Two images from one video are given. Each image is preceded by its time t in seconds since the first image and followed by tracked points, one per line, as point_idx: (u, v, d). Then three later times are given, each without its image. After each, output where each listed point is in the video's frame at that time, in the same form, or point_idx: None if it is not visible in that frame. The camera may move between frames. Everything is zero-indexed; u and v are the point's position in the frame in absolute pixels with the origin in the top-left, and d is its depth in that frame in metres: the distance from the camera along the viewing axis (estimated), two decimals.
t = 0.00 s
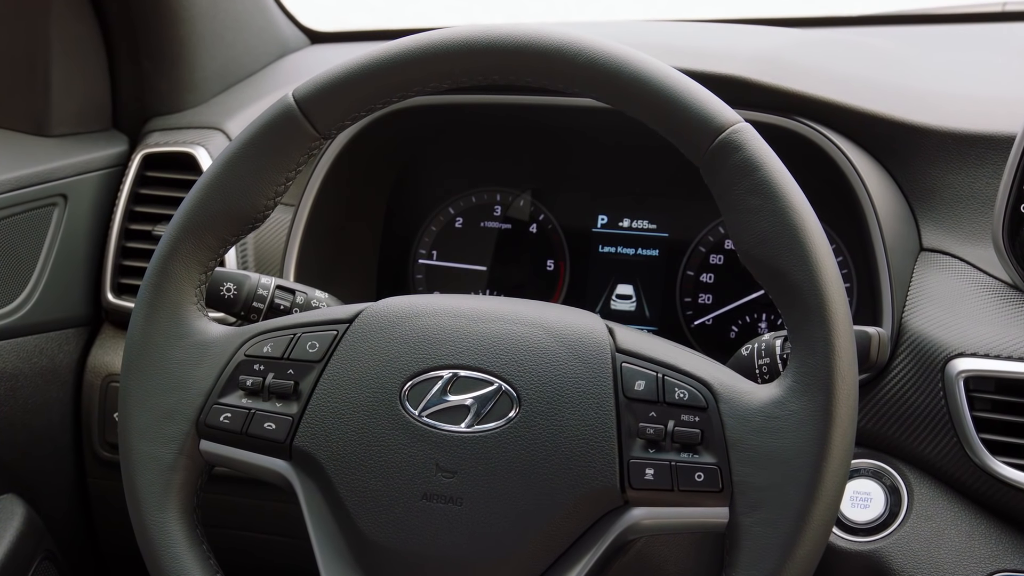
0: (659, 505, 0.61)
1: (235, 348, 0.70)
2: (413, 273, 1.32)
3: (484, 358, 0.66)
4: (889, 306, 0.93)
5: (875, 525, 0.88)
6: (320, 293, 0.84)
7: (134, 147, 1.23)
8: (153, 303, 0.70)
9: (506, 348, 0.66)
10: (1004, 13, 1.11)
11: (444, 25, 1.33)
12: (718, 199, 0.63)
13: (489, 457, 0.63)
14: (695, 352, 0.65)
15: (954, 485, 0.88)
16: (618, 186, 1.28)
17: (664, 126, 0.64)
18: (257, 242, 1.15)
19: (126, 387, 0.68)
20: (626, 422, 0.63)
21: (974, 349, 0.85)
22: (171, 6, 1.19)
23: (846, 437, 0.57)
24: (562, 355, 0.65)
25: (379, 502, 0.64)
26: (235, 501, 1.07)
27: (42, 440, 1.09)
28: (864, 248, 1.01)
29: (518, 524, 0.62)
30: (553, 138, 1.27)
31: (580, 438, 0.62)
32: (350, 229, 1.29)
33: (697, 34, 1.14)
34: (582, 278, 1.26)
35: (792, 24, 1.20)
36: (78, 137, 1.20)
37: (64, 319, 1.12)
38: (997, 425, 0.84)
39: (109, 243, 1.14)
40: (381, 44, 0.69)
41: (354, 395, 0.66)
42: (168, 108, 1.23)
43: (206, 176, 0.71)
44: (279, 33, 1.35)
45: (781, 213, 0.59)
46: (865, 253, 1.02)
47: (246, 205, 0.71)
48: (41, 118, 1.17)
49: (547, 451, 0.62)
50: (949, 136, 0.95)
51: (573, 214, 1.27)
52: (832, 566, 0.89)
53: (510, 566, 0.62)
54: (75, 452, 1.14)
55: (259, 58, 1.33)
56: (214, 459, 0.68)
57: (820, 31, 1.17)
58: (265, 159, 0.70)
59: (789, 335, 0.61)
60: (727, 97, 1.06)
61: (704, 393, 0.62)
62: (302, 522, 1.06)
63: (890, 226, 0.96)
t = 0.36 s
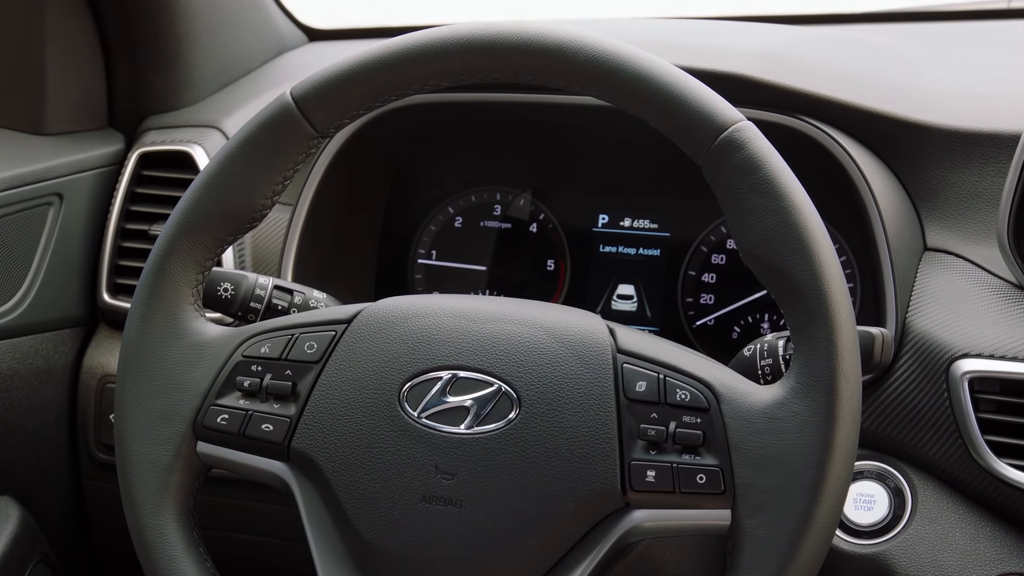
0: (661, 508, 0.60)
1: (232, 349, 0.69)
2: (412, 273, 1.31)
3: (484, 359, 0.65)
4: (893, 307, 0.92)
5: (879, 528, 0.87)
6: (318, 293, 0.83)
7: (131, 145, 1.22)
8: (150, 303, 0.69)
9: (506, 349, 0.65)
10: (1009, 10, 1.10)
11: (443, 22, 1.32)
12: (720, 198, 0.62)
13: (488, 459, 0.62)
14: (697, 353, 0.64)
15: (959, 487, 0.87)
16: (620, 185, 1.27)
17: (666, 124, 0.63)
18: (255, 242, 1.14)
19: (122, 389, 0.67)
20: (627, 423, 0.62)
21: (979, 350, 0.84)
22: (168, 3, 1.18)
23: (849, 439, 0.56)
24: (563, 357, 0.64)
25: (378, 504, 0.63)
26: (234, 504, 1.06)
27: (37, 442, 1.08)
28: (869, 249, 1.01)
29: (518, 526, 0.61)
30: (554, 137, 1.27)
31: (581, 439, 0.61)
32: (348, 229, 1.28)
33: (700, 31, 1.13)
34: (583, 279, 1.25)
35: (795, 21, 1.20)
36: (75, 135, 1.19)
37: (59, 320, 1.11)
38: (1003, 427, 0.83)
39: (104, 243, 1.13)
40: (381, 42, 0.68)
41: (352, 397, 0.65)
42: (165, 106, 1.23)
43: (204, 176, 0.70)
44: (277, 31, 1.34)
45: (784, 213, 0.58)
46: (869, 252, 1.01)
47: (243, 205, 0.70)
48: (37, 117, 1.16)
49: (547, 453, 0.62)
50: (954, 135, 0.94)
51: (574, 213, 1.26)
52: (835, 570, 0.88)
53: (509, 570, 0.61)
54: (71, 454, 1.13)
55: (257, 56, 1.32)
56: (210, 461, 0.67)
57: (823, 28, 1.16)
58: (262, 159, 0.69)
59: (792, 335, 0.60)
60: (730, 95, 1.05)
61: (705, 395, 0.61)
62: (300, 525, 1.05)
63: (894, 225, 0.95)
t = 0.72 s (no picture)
0: (662, 510, 0.59)
1: (229, 349, 0.68)
2: (411, 273, 1.30)
3: (485, 360, 0.64)
4: (896, 307, 0.91)
5: (883, 530, 0.86)
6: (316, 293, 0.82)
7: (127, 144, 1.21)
8: (146, 303, 0.68)
9: (507, 350, 0.64)
10: (1014, 8, 1.09)
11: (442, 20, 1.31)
12: (722, 197, 0.61)
13: (488, 461, 0.61)
14: (699, 353, 0.63)
15: (963, 489, 0.86)
16: (620, 184, 1.26)
17: (668, 123, 0.62)
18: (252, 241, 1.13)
19: (118, 390, 0.66)
20: (627, 425, 0.61)
21: (984, 351, 0.84)
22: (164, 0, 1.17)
23: (853, 440, 0.55)
24: (564, 358, 0.63)
25: (376, 507, 0.62)
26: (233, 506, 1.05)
27: (32, 444, 1.07)
28: (872, 248, 1.00)
29: (518, 529, 0.60)
30: (554, 135, 1.26)
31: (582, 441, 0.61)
32: (347, 228, 1.27)
33: (702, 29, 1.12)
34: (584, 279, 1.24)
35: (797, 19, 1.19)
36: (70, 134, 1.18)
37: (54, 321, 1.10)
38: (1007, 428, 0.82)
39: (100, 243, 1.12)
40: (380, 40, 0.68)
41: (350, 398, 0.64)
42: (162, 104, 1.22)
43: (200, 174, 0.69)
44: (275, 28, 1.33)
45: (788, 213, 0.57)
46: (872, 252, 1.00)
47: (240, 204, 0.69)
48: (32, 115, 1.15)
49: (548, 455, 0.61)
50: (958, 133, 0.93)
51: (574, 213, 1.26)
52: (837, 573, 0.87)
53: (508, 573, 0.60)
54: (66, 456, 1.12)
55: (254, 53, 1.31)
56: (207, 463, 0.66)
57: (825, 26, 1.15)
58: (259, 158, 0.68)
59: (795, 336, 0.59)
60: (733, 93, 1.04)
61: (707, 396, 0.60)
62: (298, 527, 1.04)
63: (897, 224, 0.95)
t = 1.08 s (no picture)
0: (664, 514, 0.58)
1: (225, 350, 0.67)
2: (409, 273, 1.29)
3: (485, 362, 0.63)
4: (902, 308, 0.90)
5: (887, 534, 0.85)
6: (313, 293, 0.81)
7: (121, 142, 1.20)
8: (141, 304, 0.67)
9: (508, 351, 0.63)
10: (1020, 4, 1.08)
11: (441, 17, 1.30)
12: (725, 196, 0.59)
13: (488, 464, 0.60)
14: (702, 354, 0.62)
15: (969, 492, 0.85)
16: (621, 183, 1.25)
17: (670, 121, 0.61)
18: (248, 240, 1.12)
19: (113, 391, 0.65)
20: (629, 426, 0.60)
21: (991, 352, 0.82)
22: None
23: (858, 443, 0.54)
24: (566, 359, 0.62)
25: (373, 510, 0.61)
26: (230, 509, 1.04)
27: (25, 446, 1.06)
28: (876, 247, 0.99)
29: (518, 533, 0.59)
30: (554, 133, 1.25)
31: (584, 443, 0.59)
32: (345, 227, 1.26)
33: (705, 26, 1.11)
34: (585, 279, 1.23)
35: (799, 16, 1.18)
36: (64, 132, 1.17)
37: (48, 321, 1.09)
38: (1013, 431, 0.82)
39: (94, 242, 1.11)
40: (378, 36, 0.66)
41: (347, 400, 0.63)
42: (157, 102, 1.21)
43: (196, 173, 0.68)
44: (272, 25, 1.32)
45: (794, 212, 0.56)
46: (876, 252, 0.99)
47: (236, 203, 0.68)
48: (26, 113, 1.14)
49: (550, 458, 0.59)
50: (964, 130, 0.92)
51: (575, 212, 1.24)
52: None
53: None
54: (60, 458, 1.11)
55: (251, 50, 1.30)
56: (202, 466, 0.65)
57: (829, 23, 1.14)
58: (255, 156, 0.67)
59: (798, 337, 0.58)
60: (736, 90, 1.03)
61: (710, 397, 0.59)
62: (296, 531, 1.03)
63: (902, 222, 0.93)
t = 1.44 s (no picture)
0: (666, 517, 0.57)
1: (221, 351, 0.66)
2: (408, 273, 1.28)
3: (486, 362, 0.62)
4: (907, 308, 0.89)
5: (893, 537, 0.83)
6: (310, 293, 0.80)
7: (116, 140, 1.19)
8: (136, 304, 0.66)
9: (509, 352, 0.62)
10: None
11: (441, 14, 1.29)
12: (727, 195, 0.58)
13: (488, 466, 0.59)
14: (705, 355, 0.61)
15: (975, 494, 0.84)
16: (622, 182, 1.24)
17: (672, 118, 0.60)
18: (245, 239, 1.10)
19: (108, 392, 0.64)
20: (631, 428, 0.58)
21: (998, 353, 0.82)
22: None
23: (863, 445, 0.53)
24: (567, 360, 0.61)
25: (370, 513, 0.60)
26: (226, 512, 1.03)
27: (18, 447, 1.05)
28: (881, 247, 0.98)
29: (519, 536, 0.58)
30: (555, 132, 1.24)
31: (586, 445, 0.58)
32: (343, 226, 1.25)
33: (708, 23, 1.10)
34: (585, 279, 1.22)
35: (803, 13, 1.16)
36: (59, 129, 1.16)
37: (41, 321, 1.08)
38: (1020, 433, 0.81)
39: (89, 242, 1.10)
40: (377, 33, 0.65)
41: (344, 401, 0.62)
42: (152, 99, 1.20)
43: (192, 170, 0.67)
44: (269, 21, 1.31)
45: (800, 211, 0.55)
46: (881, 251, 0.98)
47: (232, 201, 0.66)
48: (20, 110, 1.13)
49: (551, 460, 0.58)
50: (972, 129, 0.91)
51: (575, 211, 1.23)
52: None
53: None
54: (53, 459, 1.10)
55: (247, 47, 1.28)
56: (198, 468, 0.64)
57: (833, 20, 1.13)
58: (252, 153, 0.66)
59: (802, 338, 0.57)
60: (740, 88, 1.02)
61: (713, 399, 0.58)
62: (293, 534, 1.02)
63: (908, 221, 0.92)
